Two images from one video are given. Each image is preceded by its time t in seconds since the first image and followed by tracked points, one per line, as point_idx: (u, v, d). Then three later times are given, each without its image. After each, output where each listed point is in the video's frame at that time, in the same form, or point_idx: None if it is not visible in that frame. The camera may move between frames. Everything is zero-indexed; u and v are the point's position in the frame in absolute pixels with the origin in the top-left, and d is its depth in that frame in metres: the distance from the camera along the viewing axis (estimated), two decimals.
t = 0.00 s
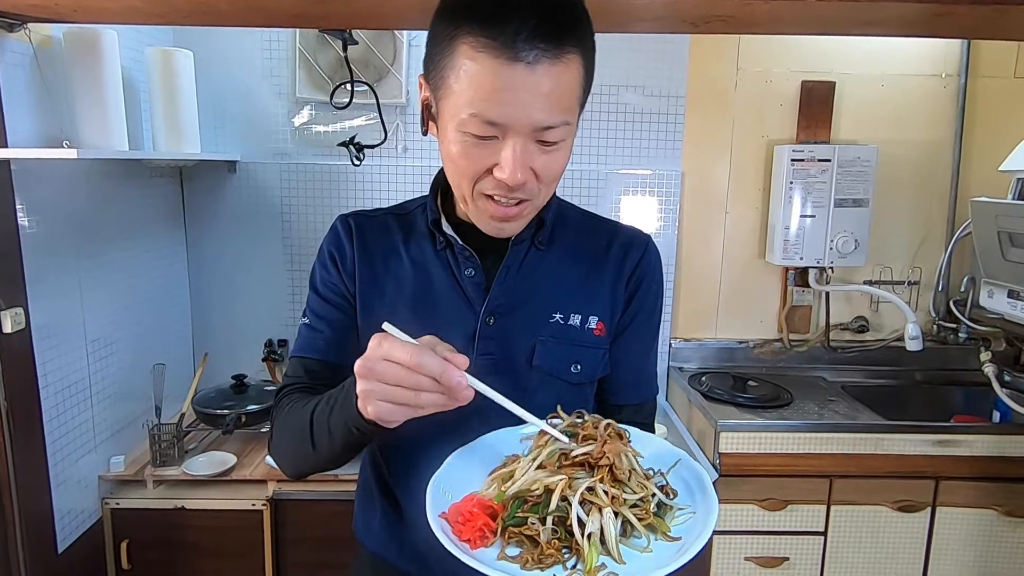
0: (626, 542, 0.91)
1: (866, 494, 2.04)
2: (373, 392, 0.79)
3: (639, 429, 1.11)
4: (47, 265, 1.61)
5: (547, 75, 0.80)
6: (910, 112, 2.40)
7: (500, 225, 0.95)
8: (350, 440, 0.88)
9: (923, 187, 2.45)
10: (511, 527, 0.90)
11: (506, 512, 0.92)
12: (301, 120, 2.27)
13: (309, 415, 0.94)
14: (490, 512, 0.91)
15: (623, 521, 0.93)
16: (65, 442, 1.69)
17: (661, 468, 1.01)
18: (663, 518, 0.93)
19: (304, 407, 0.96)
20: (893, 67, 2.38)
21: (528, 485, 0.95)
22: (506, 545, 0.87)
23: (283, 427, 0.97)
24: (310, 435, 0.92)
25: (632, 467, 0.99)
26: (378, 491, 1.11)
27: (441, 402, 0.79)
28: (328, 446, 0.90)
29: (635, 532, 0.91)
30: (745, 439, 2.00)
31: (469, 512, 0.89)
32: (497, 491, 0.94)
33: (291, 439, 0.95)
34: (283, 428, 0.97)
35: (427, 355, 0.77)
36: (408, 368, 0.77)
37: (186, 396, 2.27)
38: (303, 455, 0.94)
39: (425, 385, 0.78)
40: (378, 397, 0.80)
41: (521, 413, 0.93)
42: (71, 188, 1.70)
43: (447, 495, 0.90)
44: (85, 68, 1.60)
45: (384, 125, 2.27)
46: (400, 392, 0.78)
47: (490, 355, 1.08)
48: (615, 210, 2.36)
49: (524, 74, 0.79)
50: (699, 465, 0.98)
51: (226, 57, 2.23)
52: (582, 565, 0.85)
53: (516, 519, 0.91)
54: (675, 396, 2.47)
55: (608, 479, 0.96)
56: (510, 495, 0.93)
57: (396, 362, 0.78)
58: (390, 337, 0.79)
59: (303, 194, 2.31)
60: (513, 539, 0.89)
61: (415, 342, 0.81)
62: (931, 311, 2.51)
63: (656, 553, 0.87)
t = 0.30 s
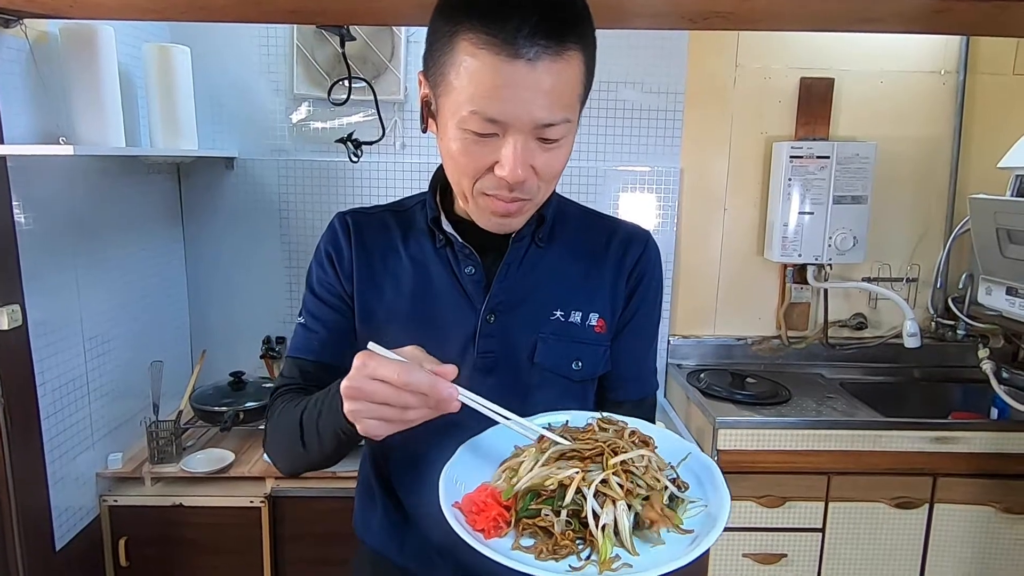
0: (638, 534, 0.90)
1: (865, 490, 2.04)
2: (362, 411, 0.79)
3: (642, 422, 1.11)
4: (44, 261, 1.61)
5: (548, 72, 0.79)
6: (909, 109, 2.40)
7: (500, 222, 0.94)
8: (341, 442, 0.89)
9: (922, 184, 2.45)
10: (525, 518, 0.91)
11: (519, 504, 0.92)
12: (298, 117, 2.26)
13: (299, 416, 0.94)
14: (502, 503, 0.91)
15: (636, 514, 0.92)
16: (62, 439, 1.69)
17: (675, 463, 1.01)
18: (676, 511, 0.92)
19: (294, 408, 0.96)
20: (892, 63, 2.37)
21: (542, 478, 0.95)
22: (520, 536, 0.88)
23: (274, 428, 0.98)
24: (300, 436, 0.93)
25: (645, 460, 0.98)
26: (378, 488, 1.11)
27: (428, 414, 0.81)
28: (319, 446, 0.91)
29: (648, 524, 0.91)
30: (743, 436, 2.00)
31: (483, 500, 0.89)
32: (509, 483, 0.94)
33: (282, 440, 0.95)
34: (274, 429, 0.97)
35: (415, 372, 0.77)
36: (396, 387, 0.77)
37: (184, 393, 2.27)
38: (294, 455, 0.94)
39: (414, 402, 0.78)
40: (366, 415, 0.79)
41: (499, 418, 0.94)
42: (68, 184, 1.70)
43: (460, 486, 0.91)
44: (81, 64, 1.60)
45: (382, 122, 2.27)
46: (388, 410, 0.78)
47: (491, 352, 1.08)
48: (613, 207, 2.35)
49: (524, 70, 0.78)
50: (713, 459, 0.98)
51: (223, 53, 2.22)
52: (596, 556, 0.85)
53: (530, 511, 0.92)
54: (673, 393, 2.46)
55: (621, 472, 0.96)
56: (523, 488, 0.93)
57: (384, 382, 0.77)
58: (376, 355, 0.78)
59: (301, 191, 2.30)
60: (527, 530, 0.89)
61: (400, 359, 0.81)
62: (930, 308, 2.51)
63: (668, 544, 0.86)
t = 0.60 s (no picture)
0: (631, 527, 0.91)
1: (862, 487, 2.04)
2: (335, 364, 0.79)
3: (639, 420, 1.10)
4: (40, 258, 1.60)
5: (541, 69, 0.79)
6: (907, 106, 2.40)
7: (496, 220, 0.94)
8: (311, 410, 0.88)
9: (920, 181, 2.45)
10: (516, 518, 0.91)
11: (510, 505, 0.92)
12: (295, 114, 2.26)
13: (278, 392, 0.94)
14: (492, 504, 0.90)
15: (628, 507, 0.93)
16: (59, 437, 1.69)
17: (664, 455, 1.01)
18: (668, 502, 0.93)
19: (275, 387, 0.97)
20: (890, 60, 2.37)
21: (532, 477, 0.94)
22: (512, 537, 0.88)
23: (258, 410, 0.98)
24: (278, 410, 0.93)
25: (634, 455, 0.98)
26: (376, 486, 1.11)
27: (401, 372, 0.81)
28: (293, 417, 0.91)
29: (640, 517, 0.91)
30: (741, 433, 2.00)
31: (474, 504, 0.88)
32: (499, 484, 0.94)
33: (265, 419, 0.95)
34: (258, 411, 0.98)
35: (395, 326, 0.77)
36: (374, 341, 0.78)
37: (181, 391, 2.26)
38: (274, 433, 0.94)
39: (391, 358, 0.79)
40: (339, 369, 0.79)
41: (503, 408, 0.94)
42: (64, 182, 1.70)
43: (449, 486, 0.89)
44: (77, 59, 1.59)
45: (379, 119, 2.26)
46: (363, 364, 0.79)
47: (487, 349, 1.08)
48: (611, 204, 2.35)
49: (518, 69, 0.78)
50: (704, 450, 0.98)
51: (220, 50, 2.21)
52: (589, 552, 0.86)
53: (520, 511, 0.92)
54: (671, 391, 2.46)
55: (611, 467, 0.96)
56: (513, 488, 0.93)
57: (360, 334, 0.77)
58: (354, 308, 0.78)
59: (298, 188, 2.30)
60: (519, 530, 0.89)
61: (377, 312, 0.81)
62: (928, 305, 2.51)
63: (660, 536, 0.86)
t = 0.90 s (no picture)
0: (617, 528, 0.90)
1: (861, 484, 2.04)
2: (369, 368, 0.78)
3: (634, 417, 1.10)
4: (37, 255, 1.59)
5: (545, 66, 0.78)
6: (907, 103, 2.39)
7: (496, 216, 0.94)
8: (330, 417, 0.87)
9: (919, 177, 2.44)
10: (502, 516, 0.90)
11: (496, 504, 0.91)
12: (293, 110, 2.25)
13: (289, 391, 0.92)
14: (477, 503, 0.90)
15: (614, 507, 0.92)
16: (56, 435, 1.68)
17: (653, 454, 1.01)
18: (655, 503, 0.92)
19: (285, 384, 0.94)
20: (890, 56, 2.36)
21: (518, 476, 0.94)
22: (497, 535, 0.87)
23: (263, 406, 0.96)
24: (290, 411, 0.91)
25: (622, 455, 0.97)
26: (374, 482, 1.10)
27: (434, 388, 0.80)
28: (308, 422, 0.89)
29: (626, 517, 0.91)
30: (741, 430, 2.00)
31: (459, 502, 0.88)
32: (485, 482, 0.93)
33: (272, 417, 0.93)
34: (264, 406, 0.96)
35: (432, 345, 0.77)
36: (408, 355, 0.77)
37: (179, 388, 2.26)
38: (283, 433, 0.92)
39: (423, 373, 0.78)
40: (372, 375, 0.78)
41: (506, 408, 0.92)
42: (61, 179, 1.69)
43: (436, 485, 0.90)
44: (73, 54, 1.58)
45: (378, 115, 2.25)
46: (395, 374, 0.78)
47: (485, 344, 1.07)
48: (610, 200, 2.35)
49: (521, 66, 0.78)
50: (692, 449, 0.98)
51: (218, 46, 2.20)
52: (574, 552, 0.85)
53: (506, 510, 0.91)
54: (670, 387, 2.46)
55: (598, 467, 0.95)
56: (499, 486, 0.92)
57: (395, 344, 0.77)
58: (394, 319, 0.79)
59: (296, 185, 2.29)
60: (504, 529, 0.88)
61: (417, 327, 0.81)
62: (927, 302, 2.51)
63: (646, 537, 0.86)
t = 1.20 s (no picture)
0: (619, 521, 0.90)
1: (861, 482, 2.04)
2: (357, 457, 0.82)
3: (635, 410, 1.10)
4: (35, 252, 1.59)
5: (540, 61, 0.78)
6: (907, 100, 2.38)
7: (494, 212, 0.93)
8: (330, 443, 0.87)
9: (919, 175, 2.44)
10: (505, 511, 0.90)
11: (499, 498, 0.91)
12: (292, 107, 2.24)
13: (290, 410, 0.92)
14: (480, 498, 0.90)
15: (617, 501, 0.92)
16: (54, 432, 1.68)
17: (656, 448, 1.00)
18: (657, 496, 0.92)
19: (286, 402, 0.94)
20: (890, 53, 2.36)
21: (520, 470, 0.93)
22: (500, 530, 0.88)
23: (263, 422, 0.95)
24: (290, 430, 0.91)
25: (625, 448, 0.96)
26: (373, 483, 1.10)
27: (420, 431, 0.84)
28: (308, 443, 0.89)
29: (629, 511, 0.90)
30: (740, 428, 2.00)
31: (463, 497, 0.89)
32: (488, 477, 0.93)
33: (271, 434, 0.94)
34: (263, 423, 0.95)
35: (397, 420, 0.79)
36: (379, 435, 0.80)
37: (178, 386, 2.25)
38: (282, 450, 0.92)
39: (402, 438, 0.82)
40: (364, 459, 0.83)
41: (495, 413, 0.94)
42: (59, 175, 1.68)
43: (439, 481, 0.91)
44: (71, 50, 1.57)
45: (377, 112, 2.24)
46: (380, 449, 0.82)
47: (485, 341, 1.07)
48: (609, 198, 2.34)
49: (516, 60, 0.77)
50: (695, 443, 0.97)
51: (216, 42, 2.19)
52: (577, 545, 0.85)
53: (509, 504, 0.91)
54: (670, 385, 2.46)
55: (601, 461, 0.94)
56: (502, 481, 0.92)
57: (366, 434, 0.80)
58: (350, 413, 0.79)
59: (296, 182, 2.28)
60: (507, 523, 0.89)
61: (369, 393, 0.81)
62: (927, 300, 2.50)
63: (648, 530, 0.86)
